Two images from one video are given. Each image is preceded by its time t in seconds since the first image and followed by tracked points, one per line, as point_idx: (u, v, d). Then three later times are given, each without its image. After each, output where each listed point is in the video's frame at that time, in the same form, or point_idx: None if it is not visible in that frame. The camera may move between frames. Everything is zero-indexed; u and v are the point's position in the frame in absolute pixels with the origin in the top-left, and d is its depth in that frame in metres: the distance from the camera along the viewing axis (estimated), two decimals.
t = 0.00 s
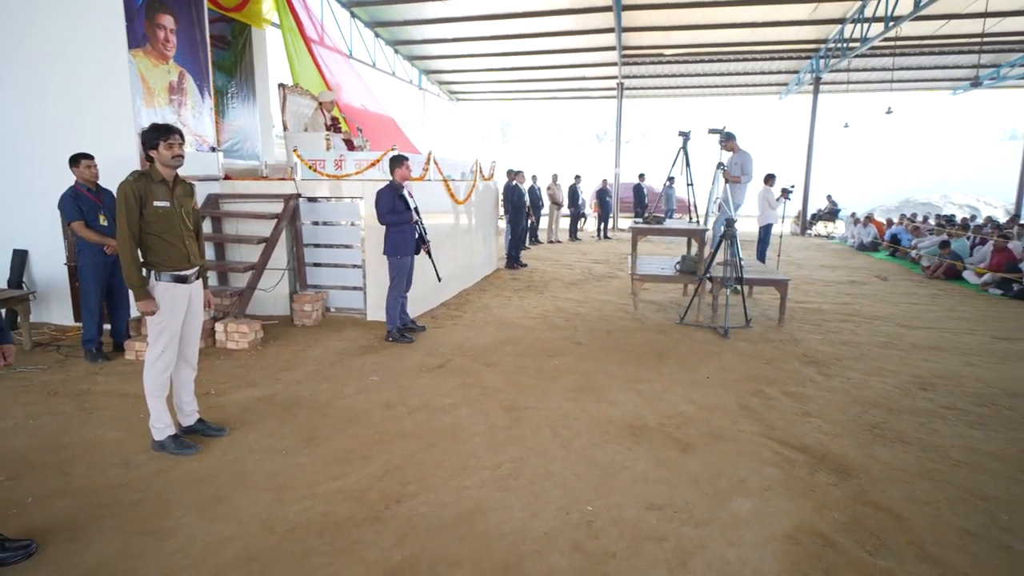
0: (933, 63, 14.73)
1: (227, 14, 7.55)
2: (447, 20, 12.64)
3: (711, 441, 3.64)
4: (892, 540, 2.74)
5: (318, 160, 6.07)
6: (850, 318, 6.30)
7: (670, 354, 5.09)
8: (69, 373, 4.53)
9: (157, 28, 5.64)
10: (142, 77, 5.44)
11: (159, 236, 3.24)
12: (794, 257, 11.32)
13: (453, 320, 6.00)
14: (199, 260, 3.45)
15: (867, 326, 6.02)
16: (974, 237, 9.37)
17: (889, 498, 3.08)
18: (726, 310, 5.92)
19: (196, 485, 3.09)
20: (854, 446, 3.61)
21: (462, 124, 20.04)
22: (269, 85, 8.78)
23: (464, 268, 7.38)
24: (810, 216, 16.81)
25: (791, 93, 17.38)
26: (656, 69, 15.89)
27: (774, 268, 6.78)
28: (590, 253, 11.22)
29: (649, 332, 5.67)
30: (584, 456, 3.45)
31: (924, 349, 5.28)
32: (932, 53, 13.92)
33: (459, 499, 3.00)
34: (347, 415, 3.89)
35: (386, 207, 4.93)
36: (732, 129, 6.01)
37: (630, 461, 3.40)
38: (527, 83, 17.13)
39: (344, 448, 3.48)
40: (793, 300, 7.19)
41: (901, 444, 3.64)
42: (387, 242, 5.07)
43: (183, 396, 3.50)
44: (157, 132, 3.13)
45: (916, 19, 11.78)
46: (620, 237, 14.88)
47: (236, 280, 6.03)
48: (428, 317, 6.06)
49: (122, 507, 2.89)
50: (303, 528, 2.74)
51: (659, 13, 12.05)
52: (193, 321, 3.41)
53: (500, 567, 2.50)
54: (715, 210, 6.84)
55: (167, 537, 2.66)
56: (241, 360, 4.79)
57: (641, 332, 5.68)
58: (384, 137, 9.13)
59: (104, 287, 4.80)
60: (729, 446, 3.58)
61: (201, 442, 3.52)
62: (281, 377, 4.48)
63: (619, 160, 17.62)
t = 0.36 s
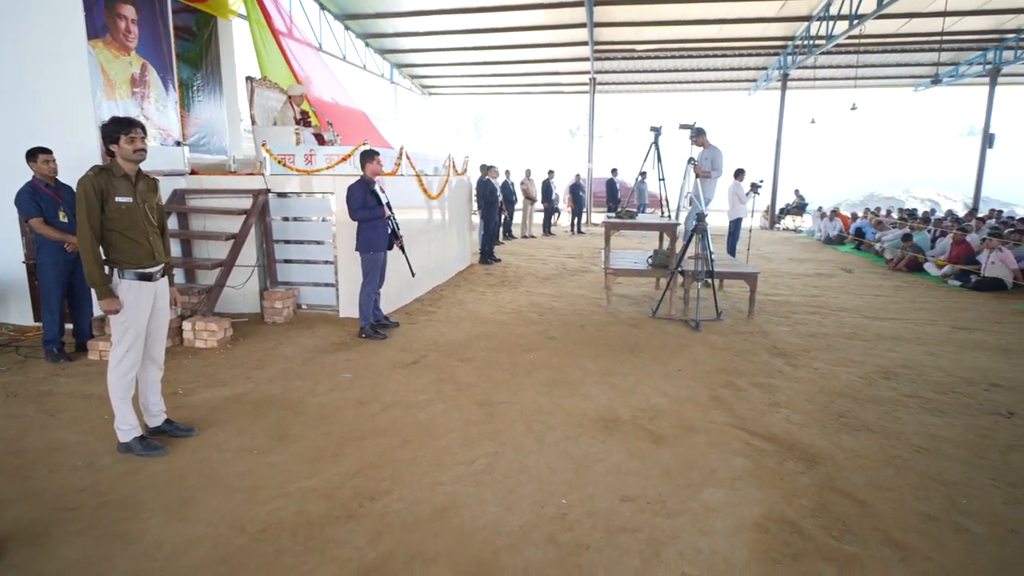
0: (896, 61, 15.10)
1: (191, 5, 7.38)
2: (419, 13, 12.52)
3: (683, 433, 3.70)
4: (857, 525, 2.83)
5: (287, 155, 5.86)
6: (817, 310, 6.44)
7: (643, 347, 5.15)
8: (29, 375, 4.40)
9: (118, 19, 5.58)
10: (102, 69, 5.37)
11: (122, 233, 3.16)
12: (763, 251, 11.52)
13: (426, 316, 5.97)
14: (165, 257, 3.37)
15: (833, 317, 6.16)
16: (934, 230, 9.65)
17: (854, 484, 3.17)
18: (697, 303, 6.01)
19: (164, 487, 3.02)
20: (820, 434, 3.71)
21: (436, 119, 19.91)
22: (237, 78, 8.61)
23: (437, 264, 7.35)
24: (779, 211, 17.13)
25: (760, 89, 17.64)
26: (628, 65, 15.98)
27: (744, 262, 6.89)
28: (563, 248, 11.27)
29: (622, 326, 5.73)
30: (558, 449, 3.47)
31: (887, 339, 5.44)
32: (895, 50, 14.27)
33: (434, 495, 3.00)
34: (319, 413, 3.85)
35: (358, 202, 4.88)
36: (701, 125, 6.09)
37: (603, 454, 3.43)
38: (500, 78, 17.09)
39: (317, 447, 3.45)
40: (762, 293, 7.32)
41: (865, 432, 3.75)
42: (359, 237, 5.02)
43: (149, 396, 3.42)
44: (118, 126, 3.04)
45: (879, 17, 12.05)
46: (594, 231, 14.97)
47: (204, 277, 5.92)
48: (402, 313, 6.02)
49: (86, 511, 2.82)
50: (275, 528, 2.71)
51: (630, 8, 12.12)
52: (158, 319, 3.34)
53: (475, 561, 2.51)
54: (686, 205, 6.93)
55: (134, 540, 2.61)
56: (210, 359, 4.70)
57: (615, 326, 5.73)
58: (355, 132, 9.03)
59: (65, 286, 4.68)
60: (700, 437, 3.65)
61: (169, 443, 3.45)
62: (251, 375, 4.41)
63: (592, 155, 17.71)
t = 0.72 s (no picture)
0: (859, 58, 15.47)
1: None
2: (390, 6, 12.37)
3: (654, 424, 3.75)
4: (823, 511, 2.90)
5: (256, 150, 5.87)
6: (784, 302, 6.58)
7: (616, 341, 5.20)
8: None
9: (74, 9, 5.38)
10: (59, 60, 5.18)
11: (80, 230, 3.06)
12: (732, 245, 11.72)
13: (399, 313, 5.94)
14: (127, 255, 3.28)
15: (800, 309, 6.30)
16: (896, 224, 9.94)
17: (819, 471, 3.26)
18: (669, 297, 6.08)
19: (130, 490, 2.95)
20: (787, 424, 3.80)
21: (408, 114, 19.74)
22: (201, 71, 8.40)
23: (410, 259, 7.30)
24: (747, 205, 17.43)
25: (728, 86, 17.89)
26: (599, 60, 16.05)
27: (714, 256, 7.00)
28: (536, 243, 11.29)
29: (594, 320, 5.77)
30: (532, 444, 3.49)
31: (851, 330, 5.59)
32: (858, 48, 14.61)
33: (407, 492, 2.99)
34: (290, 412, 3.80)
35: (327, 198, 4.82)
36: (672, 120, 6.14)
37: (577, 447, 3.47)
38: (472, 72, 17.00)
39: (288, 446, 3.40)
40: (731, 286, 7.45)
41: (830, 420, 3.85)
42: (329, 233, 4.96)
43: (112, 398, 3.33)
44: (75, 119, 2.95)
45: (843, 16, 12.31)
46: (567, 226, 15.03)
47: (170, 275, 5.78)
48: (374, 310, 5.98)
49: (46, 516, 2.74)
50: (245, 529, 2.67)
51: (601, 4, 12.16)
52: (121, 319, 3.25)
53: (450, 557, 2.52)
54: (657, 200, 7.00)
55: (97, 545, 2.54)
56: (177, 358, 4.60)
57: (587, 321, 5.77)
58: (325, 126, 8.91)
59: (21, 285, 4.53)
60: (671, 428, 3.70)
61: (134, 445, 3.37)
62: (219, 375, 4.33)
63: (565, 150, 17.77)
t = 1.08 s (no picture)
0: (823, 55, 15.79)
1: None
2: None
3: (626, 417, 3.80)
4: (789, 499, 2.98)
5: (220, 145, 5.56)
6: (752, 295, 6.71)
7: (588, 335, 5.24)
8: None
9: None
10: (11, 50, 4.93)
11: (36, 227, 2.95)
12: (702, 238, 11.90)
13: (371, 309, 5.88)
14: (86, 253, 3.18)
15: (767, 302, 6.43)
16: (859, 217, 10.20)
17: (785, 460, 3.34)
18: (640, 290, 6.14)
19: (91, 494, 2.88)
20: (755, 414, 3.88)
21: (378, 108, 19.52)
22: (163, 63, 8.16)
23: (381, 255, 7.24)
24: (716, 200, 17.70)
25: (697, 81, 18.11)
26: (570, 55, 16.07)
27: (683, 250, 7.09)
28: (508, 238, 11.29)
29: (567, 314, 5.80)
30: (505, 438, 3.50)
31: (816, 322, 5.73)
32: (822, 45, 14.91)
33: (379, 489, 2.97)
34: (260, 411, 3.74)
35: (295, 193, 4.75)
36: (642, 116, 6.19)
37: (550, 441, 3.49)
38: (443, 66, 16.89)
39: (257, 445, 3.35)
40: (700, 279, 7.56)
41: (796, 410, 3.94)
42: (298, 229, 4.89)
43: (72, 400, 3.24)
44: (29, 112, 2.85)
45: (807, 13, 12.56)
46: (539, 221, 15.06)
47: (132, 273, 5.63)
48: (345, 307, 5.91)
49: (3, 523, 2.65)
50: (214, 531, 2.62)
51: None
52: (81, 318, 3.16)
53: (423, 553, 2.51)
54: (628, 194, 7.05)
55: (58, 552, 2.47)
56: (141, 358, 4.49)
57: (560, 315, 5.80)
58: (292, 120, 8.77)
59: None
60: (642, 421, 3.75)
61: (97, 448, 3.28)
62: (185, 374, 4.24)
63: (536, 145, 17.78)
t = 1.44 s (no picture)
0: (787, 52, 16.10)
1: None
2: None
3: (598, 409, 3.83)
4: (757, 486, 3.05)
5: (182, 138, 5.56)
6: (720, 287, 6.82)
7: (560, 329, 5.26)
8: None
9: None
10: None
11: None
12: (671, 232, 12.04)
13: (341, 305, 5.82)
14: (40, 250, 3.07)
15: (735, 294, 6.55)
16: (822, 211, 10.45)
17: (752, 448, 3.42)
18: (611, 284, 6.19)
19: (50, 500, 2.79)
20: (723, 405, 3.95)
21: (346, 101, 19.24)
22: (121, 54, 7.90)
23: (351, 250, 7.16)
24: (685, 194, 17.94)
25: (665, 76, 18.28)
26: (540, 49, 16.07)
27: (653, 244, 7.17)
28: (480, 233, 11.27)
29: (539, 309, 5.82)
30: (478, 433, 3.50)
31: (782, 313, 5.86)
32: (786, 42, 15.19)
33: (351, 487, 2.95)
34: (227, 410, 3.67)
35: (261, 188, 4.66)
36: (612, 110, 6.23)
37: (523, 434, 3.51)
38: (413, 60, 16.73)
39: (225, 446, 3.29)
40: (670, 272, 7.66)
41: (762, 399, 4.03)
42: (265, 224, 4.80)
43: (29, 403, 3.13)
44: None
45: (771, 10, 12.78)
46: (510, 216, 15.05)
47: (91, 270, 5.46)
48: (314, 303, 5.83)
49: None
50: (180, 534, 2.57)
51: None
52: (36, 317, 3.06)
53: (396, 550, 2.50)
54: (599, 188, 7.09)
55: (15, 560, 2.39)
56: (101, 359, 4.36)
57: (532, 309, 5.82)
58: (256, 114, 8.61)
59: None
60: (613, 413, 3.79)
61: (55, 453, 3.18)
62: (149, 374, 4.13)
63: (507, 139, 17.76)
